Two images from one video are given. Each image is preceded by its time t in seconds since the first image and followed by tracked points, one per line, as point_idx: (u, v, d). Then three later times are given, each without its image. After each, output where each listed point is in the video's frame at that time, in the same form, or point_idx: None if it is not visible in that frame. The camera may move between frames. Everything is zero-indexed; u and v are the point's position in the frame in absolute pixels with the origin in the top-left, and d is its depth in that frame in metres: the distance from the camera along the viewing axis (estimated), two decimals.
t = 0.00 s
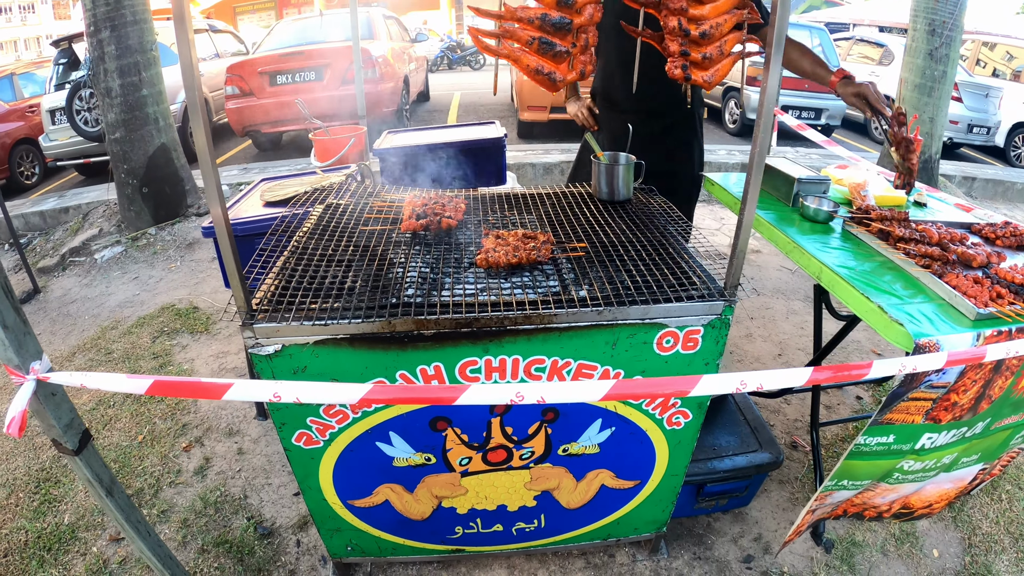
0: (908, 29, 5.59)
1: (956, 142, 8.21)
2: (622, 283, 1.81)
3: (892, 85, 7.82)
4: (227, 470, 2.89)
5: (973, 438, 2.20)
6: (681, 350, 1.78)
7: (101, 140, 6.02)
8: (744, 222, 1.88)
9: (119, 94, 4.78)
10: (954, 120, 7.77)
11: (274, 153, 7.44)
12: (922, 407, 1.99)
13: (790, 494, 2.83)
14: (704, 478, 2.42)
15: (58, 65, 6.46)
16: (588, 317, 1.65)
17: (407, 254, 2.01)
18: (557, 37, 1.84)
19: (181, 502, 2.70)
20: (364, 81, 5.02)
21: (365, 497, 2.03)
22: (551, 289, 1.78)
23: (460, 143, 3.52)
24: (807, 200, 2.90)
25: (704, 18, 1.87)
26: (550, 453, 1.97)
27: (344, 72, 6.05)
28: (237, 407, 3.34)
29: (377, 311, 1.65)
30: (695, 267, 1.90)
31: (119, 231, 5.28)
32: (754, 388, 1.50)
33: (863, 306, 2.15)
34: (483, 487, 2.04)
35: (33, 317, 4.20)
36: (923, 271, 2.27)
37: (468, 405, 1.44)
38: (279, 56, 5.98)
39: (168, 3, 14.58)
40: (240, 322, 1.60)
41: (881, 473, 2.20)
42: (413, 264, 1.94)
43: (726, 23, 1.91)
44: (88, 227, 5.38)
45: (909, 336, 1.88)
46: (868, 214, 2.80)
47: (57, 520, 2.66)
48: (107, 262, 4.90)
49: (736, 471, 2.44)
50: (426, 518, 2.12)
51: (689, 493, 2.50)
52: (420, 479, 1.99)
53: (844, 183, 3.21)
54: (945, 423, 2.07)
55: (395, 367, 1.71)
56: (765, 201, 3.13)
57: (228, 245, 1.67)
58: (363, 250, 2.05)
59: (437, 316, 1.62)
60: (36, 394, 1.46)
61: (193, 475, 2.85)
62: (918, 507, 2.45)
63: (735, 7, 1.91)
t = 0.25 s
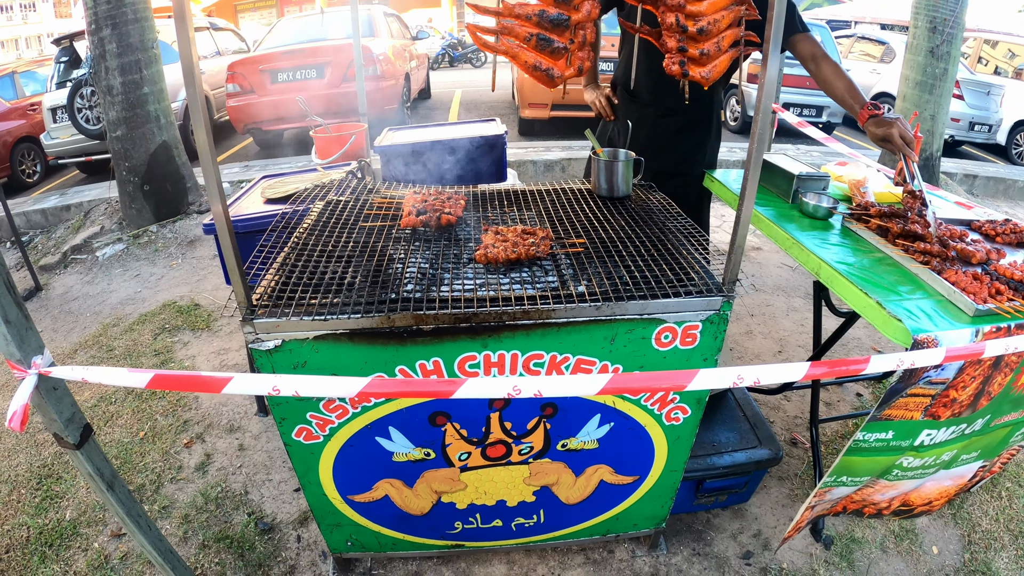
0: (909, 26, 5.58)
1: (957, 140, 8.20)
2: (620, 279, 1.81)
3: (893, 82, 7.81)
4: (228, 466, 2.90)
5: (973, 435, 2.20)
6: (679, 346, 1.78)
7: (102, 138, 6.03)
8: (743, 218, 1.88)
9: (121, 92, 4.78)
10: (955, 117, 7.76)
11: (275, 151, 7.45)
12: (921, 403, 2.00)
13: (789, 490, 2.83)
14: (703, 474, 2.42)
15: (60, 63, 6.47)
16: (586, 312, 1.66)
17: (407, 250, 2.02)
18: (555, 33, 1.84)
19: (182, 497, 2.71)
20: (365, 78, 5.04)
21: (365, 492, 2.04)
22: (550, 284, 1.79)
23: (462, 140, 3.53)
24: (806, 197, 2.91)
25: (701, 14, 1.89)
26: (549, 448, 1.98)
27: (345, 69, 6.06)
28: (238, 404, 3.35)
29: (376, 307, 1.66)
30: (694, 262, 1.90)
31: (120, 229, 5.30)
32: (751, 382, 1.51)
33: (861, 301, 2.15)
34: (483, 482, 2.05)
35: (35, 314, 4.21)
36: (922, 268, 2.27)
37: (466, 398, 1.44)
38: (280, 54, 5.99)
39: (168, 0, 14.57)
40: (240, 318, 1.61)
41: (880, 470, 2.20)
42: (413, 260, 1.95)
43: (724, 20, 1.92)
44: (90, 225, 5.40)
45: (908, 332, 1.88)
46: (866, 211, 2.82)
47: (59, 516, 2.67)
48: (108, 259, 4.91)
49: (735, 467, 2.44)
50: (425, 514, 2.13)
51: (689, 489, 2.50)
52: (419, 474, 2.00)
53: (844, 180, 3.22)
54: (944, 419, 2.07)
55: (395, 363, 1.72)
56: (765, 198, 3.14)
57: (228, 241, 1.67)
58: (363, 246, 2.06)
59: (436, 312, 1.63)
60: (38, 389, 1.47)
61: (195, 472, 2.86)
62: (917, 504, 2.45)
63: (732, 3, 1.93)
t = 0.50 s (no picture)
0: (909, 25, 5.57)
1: (958, 139, 8.18)
2: (614, 275, 1.83)
3: (894, 80, 7.80)
4: (228, 462, 2.92)
5: (969, 432, 2.21)
6: (673, 342, 1.80)
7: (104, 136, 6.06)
8: (736, 216, 1.89)
9: (122, 91, 4.81)
10: (956, 116, 7.74)
11: (276, 148, 7.48)
12: (915, 400, 2.00)
13: (786, 487, 2.85)
14: (700, 470, 2.44)
15: (61, 62, 6.49)
16: (580, 308, 1.67)
17: (404, 246, 2.04)
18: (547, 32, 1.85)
19: (182, 493, 2.73)
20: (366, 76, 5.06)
21: (362, 487, 2.06)
22: (545, 280, 1.80)
23: (462, 138, 3.54)
24: (803, 194, 2.93)
25: (693, 13, 1.87)
26: (544, 444, 2.00)
27: (345, 67, 6.08)
28: (238, 400, 3.37)
29: (372, 303, 1.67)
30: (688, 259, 1.91)
31: (122, 227, 5.33)
32: (742, 378, 1.52)
33: (856, 298, 2.16)
34: (479, 477, 2.07)
35: (37, 311, 4.24)
36: (917, 265, 2.28)
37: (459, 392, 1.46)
38: (281, 52, 6.01)
39: None
40: (237, 314, 1.63)
41: (876, 466, 2.21)
42: (409, 256, 1.96)
43: (716, 18, 1.89)
44: (92, 223, 5.43)
45: (901, 329, 1.89)
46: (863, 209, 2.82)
47: (60, 511, 2.70)
48: (110, 257, 4.94)
49: (732, 464, 2.46)
50: (422, 508, 2.15)
51: (685, 485, 2.52)
52: (416, 469, 2.02)
53: (841, 178, 3.23)
54: (939, 417, 2.08)
55: (391, 358, 1.74)
56: (762, 195, 3.15)
57: (226, 238, 1.69)
58: (361, 243, 2.08)
59: (431, 308, 1.65)
60: (40, 383, 1.49)
61: (195, 467, 2.88)
62: (913, 502, 2.46)
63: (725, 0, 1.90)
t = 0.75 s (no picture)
0: (918, 20, 5.52)
1: (966, 135, 8.12)
2: (627, 268, 1.81)
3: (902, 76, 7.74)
4: (235, 456, 2.92)
5: (978, 429, 2.19)
6: (685, 336, 1.79)
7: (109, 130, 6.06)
8: (750, 209, 1.87)
9: (128, 84, 4.80)
10: (964, 112, 7.69)
11: (281, 143, 7.48)
12: (927, 396, 1.98)
13: (794, 483, 2.83)
14: (708, 465, 2.42)
15: (67, 56, 6.49)
16: (593, 301, 1.66)
17: (414, 239, 2.03)
18: (562, 23, 1.83)
19: (189, 486, 2.73)
20: (372, 70, 5.04)
21: (371, 481, 2.05)
22: (557, 273, 1.79)
23: (470, 131, 3.52)
24: (814, 189, 2.90)
25: (708, 4, 1.88)
26: (555, 438, 1.99)
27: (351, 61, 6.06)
28: (245, 394, 3.37)
29: (383, 295, 1.66)
30: (700, 253, 1.90)
31: (127, 221, 5.33)
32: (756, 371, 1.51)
33: (867, 294, 2.14)
34: (488, 471, 2.06)
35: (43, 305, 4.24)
36: (929, 261, 2.26)
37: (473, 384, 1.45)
38: (287, 46, 5.99)
39: None
40: (248, 305, 1.62)
41: (885, 463, 2.20)
42: (419, 249, 1.95)
43: (731, 10, 1.90)
44: (98, 217, 5.43)
45: (914, 325, 1.87)
46: (874, 204, 2.80)
47: (67, 504, 2.70)
48: (116, 251, 4.94)
49: (740, 459, 2.44)
50: (431, 503, 2.14)
51: (694, 481, 2.51)
52: (425, 463, 2.01)
53: (852, 173, 3.21)
54: (949, 414, 2.06)
55: (401, 351, 1.73)
56: (772, 190, 3.13)
57: (236, 230, 1.68)
58: (371, 235, 2.07)
59: (443, 300, 1.64)
60: (47, 375, 1.48)
61: (202, 461, 2.88)
62: (921, 499, 2.45)
63: None
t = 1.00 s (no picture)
0: (927, 16, 5.46)
1: (974, 133, 8.04)
2: (632, 263, 1.79)
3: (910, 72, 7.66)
4: (237, 450, 2.91)
5: (987, 428, 2.15)
6: (690, 332, 1.76)
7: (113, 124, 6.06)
8: (758, 204, 1.84)
9: (133, 78, 4.78)
10: (972, 109, 7.61)
11: (286, 136, 7.47)
12: (935, 395, 1.94)
13: (799, 481, 2.80)
14: (713, 463, 2.40)
15: (72, 50, 6.47)
16: (598, 297, 1.63)
17: (417, 232, 2.01)
18: (567, 12, 1.80)
19: (191, 481, 2.72)
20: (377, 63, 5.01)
21: (373, 476, 2.04)
22: (562, 268, 1.76)
23: (476, 125, 3.49)
24: (822, 184, 2.87)
25: None
26: (558, 435, 1.97)
27: (356, 55, 6.03)
28: (248, 388, 3.36)
29: (385, 289, 1.64)
30: (707, 247, 1.87)
31: (131, 214, 5.32)
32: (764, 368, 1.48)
33: (876, 290, 2.11)
34: (491, 468, 2.05)
35: (47, 298, 4.24)
36: (939, 258, 2.23)
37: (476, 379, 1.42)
38: (291, 40, 5.97)
39: None
40: (248, 299, 1.60)
41: (892, 462, 2.16)
42: (422, 243, 1.93)
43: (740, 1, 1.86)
44: (102, 211, 5.43)
45: (923, 322, 1.84)
46: (883, 200, 2.76)
47: (69, 498, 2.69)
48: (120, 244, 4.94)
49: (746, 457, 2.41)
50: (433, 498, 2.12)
51: (698, 478, 2.48)
52: (428, 459, 2.00)
53: (860, 168, 3.17)
54: (957, 413, 2.03)
55: (404, 346, 1.71)
56: (779, 185, 3.09)
57: (237, 223, 1.66)
58: (374, 228, 2.05)
59: (445, 295, 1.61)
60: (45, 369, 1.46)
61: (204, 455, 2.87)
62: (927, 498, 2.42)
63: None
